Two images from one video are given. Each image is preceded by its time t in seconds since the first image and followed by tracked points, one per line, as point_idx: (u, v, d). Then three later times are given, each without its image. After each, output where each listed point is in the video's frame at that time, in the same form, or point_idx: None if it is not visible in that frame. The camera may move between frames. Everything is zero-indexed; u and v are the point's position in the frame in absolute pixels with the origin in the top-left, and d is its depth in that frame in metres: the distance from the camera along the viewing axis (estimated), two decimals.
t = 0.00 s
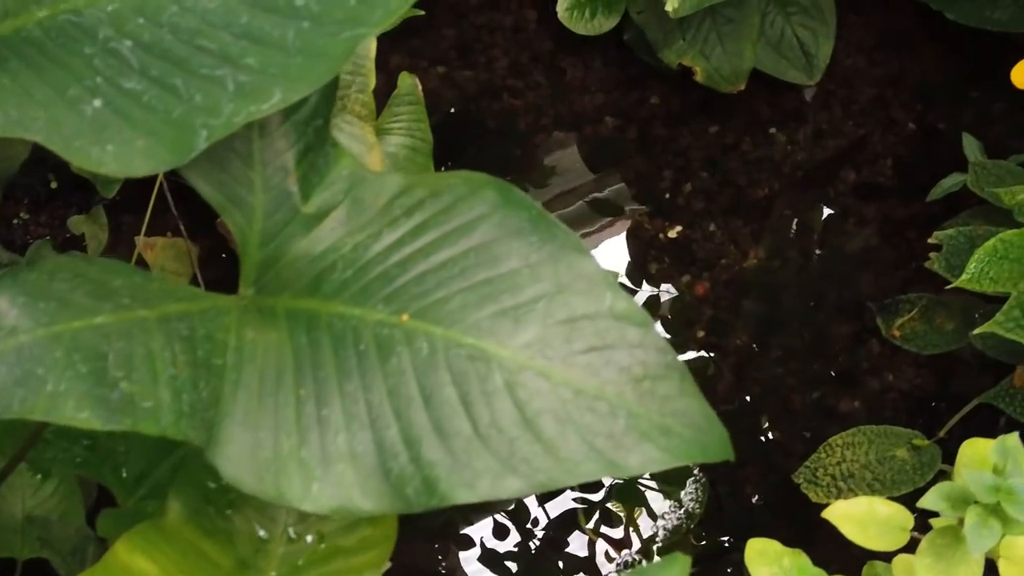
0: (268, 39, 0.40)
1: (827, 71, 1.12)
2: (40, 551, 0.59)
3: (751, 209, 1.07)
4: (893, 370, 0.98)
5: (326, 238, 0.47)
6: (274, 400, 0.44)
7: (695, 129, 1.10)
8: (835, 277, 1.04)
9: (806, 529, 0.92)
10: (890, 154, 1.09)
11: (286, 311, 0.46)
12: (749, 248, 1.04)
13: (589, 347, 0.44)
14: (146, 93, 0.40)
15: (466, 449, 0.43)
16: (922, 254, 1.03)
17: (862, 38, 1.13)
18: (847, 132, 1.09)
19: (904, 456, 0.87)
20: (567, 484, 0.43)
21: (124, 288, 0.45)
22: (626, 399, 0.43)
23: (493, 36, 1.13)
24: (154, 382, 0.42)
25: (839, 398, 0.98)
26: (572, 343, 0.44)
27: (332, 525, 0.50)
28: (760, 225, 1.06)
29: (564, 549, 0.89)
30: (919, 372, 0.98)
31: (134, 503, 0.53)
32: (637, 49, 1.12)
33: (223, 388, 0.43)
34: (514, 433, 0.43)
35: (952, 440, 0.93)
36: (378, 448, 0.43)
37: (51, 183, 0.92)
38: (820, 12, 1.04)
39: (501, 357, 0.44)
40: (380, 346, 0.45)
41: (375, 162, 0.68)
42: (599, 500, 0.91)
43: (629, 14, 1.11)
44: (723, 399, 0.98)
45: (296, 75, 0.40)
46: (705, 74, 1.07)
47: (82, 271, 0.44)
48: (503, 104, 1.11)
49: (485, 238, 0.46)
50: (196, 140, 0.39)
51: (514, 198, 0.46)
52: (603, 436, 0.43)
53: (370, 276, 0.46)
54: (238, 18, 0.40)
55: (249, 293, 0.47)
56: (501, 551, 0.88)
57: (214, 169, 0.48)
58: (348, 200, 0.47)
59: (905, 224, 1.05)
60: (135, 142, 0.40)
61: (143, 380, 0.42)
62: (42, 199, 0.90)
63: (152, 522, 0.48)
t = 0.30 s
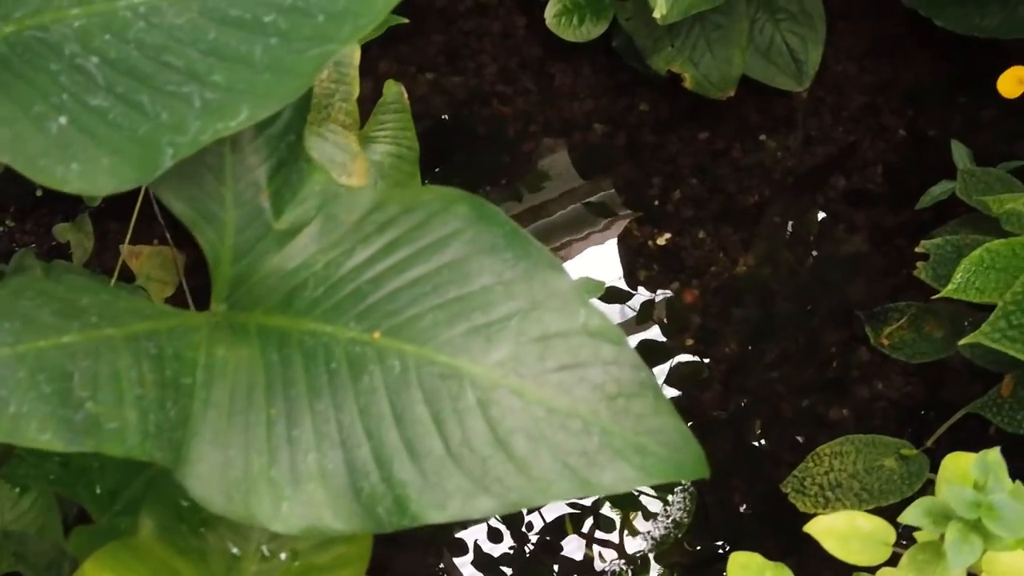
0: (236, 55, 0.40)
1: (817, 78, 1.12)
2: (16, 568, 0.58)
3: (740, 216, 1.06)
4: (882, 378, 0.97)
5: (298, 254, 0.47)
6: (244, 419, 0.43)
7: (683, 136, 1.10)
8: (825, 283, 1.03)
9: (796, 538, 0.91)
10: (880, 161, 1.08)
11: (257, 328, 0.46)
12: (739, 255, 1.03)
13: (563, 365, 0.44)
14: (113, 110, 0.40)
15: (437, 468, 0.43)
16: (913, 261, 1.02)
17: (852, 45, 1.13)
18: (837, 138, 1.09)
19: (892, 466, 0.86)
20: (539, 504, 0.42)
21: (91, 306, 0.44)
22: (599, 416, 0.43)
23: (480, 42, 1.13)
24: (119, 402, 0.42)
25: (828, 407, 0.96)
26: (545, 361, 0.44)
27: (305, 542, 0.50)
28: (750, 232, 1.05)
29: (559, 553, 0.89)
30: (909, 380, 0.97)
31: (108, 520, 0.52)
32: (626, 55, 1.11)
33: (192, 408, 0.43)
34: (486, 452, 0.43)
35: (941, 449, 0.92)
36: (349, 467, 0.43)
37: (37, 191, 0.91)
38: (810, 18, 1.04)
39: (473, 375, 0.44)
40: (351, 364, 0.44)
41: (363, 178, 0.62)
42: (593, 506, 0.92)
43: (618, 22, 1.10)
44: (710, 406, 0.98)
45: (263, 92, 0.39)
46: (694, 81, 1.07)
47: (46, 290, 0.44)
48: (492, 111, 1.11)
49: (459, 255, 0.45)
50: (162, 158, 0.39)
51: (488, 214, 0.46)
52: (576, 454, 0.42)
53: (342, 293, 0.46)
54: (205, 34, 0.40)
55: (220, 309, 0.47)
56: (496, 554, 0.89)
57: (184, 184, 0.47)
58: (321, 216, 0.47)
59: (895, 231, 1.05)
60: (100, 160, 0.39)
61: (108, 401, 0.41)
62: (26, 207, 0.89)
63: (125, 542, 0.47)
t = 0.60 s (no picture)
0: (204, 71, 0.39)
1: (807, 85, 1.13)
2: None
3: (730, 222, 1.06)
4: (872, 386, 0.97)
5: (271, 270, 0.46)
6: (214, 437, 0.43)
7: (673, 142, 1.10)
8: (815, 290, 1.03)
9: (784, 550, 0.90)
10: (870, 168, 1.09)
11: (229, 344, 0.45)
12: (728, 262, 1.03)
13: (537, 382, 0.43)
14: (79, 126, 0.40)
15: (409, 487, 0.42)
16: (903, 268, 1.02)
17: (842, 51, 1.15)
18: (826, 144, 1.10)
19: (881, 475, 0.86)
20: (513, 523, 0.42)
21: (59, 323, 0.44)
22: (573, 434, 0.43)
23: (470, 50, 1.16)
24: (87, 420, 0.41)
25: (819, 416, 0.96)
26: (518, 377, 0.44)
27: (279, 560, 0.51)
28: (741, 239, 1.05)
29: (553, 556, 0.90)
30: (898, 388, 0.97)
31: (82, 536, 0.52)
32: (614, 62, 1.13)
33: (162, 425, 0.43)
34: (459, 470, 0.43)
35: (930, 457, 0.92)
36: (321, 485, 0.42)
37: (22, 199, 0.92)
38: (799, 25, 1.05)
39: (446, 392, 0.43)
40: (324, 382, 0.44)
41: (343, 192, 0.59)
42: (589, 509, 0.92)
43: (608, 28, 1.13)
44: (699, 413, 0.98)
45: (230, 107, 0.39)
46: (683, 88, 1.07)
47: (14, 307, 0.43)
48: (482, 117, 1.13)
49: (433, 271, 0.45)
50: (129, 175, 0.39)
51: (463, 230, 0.45)
52: (550, 472, 0.42)
53: (315, 309, 0.45)
54: (173, 49, 0.40)
55: (193, 324, 0.47)
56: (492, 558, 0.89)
57: (156, 200, 0.47)
58: (295, 231, 0.46)
59: (885, 238, 1.04)
60: (66, 176, 0.39)
61: (75, 421, 0.41)
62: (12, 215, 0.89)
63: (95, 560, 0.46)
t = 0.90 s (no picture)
0: (172, 87, 0.39)
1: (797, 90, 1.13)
2: None
3: (720, 229, 1.07)
4: (861, 394, 0.97)
5: (244, 284, 0.46)
6: (185, 454, 0.43)
7: (663, 148, 1.11)
8: (801, 296, 1.04)
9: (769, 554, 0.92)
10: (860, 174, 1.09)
11: (202, 361, 0.45)
12: (717, 269, 1.05)
13: (511, 399, 0.43)
14: (46, 143, 0.39)
15: (382, 505, 0.42)
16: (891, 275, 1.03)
17: (832, 56, 1.15)
18: (817, 150, 1.10)
19: (869, 484, 0.86)
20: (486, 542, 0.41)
21: (28, 340, 0.44)
22: (548, 451, 0.42)
23: (458, 55, 1.16)
24: (55, 441, 0.42)
25: (806, 423, 0.97)
26: (492, 395, 0.43)
27: None
28: (730, 246, 1.07)
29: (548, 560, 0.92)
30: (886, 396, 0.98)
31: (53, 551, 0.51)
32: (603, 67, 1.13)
33: (132, 444, 0.42)
34: (432, 488, 0.42)
35: (917, 466, 0.92)
36: (292, 504, 0.42)
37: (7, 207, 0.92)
38: (789, 31, 1.05)
39: (419, 410, 0.43)
40: (296, 400, 0.43)
41: (332, 204, 0.63)
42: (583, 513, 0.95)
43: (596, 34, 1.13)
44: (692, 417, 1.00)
45: (198, 122, 0.38)
46: (672, 94, 1.06)
47: None
48: (471, 123, 1.12)
49: (406, 286, 0.45)
50: (96, 192, 0.38)
51: (437, 245, 0.45)
52: (524, 490, 0.42)
53: (288, 325, 0.45)
54: (140, 65, 0.39)
55: (166, 341, 0.46)
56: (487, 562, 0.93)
57: (126, 216, 0.46)
58: (268, 246, 0.46)
59: (875, 245, 1.05)
60: (32, 195, 0.38)
61: (43, 440, 0.42)
62: None
63: None
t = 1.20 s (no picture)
0: (141, 103, 0.39)
1: (788, 95, 1.15)
2: None
3: (710, 235, 1.08)
4: (851, 401, 0.98)
5: (218, 299, 0.46)
6: (156, 472, 0.42)
7: (654, 154, 1.12)
8: (791, 302, 1.04)
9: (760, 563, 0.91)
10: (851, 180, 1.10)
11: (174, 376, 0.45)
12: (707, 275, 1.05)
13: (486, 416, 0.43)
14: (14, 159, 0.39)
15: (354, 523, 0.42)
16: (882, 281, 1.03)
17: (824, 62, 1.16)
18: (807, 156, 1.11)
19: (857, 493, 0.86)
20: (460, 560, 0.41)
21: None
22: (522, 469, 0.42)
23: (449, 61, 1.17)
24: (22, 459, 0.41)
25: (796, 430, 0.97)
26: (467, 412, 0.43)
27: None
28: (721, 252, 1.07)
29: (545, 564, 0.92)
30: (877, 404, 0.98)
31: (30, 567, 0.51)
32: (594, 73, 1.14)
33: (102, 461, 0.42)
34: (406, 505, 0.42)
35: (907, 474, 0.92)
36: (264, 522, 0.42)
37: None
38: (779, 37, 1.05)
39: (393, 427, 0.43)
40: (269, 417, 0.43)
41: (316, 214, 0.63)
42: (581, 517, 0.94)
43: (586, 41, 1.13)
44: (680, 425, 0.99)
45: (168, 139, 0.38)
46: (662, 100, 1.06)
47: None
48: (459, 128, 1.13)
49: (380, 301, 0.44)
50: (64, 209, 0.38)
51: (412, 259, 0.44)
52: (498, 508, 0.41)
53: (261, 340, 0.45)
54: (109, 81, 0.39)
55: (138, 356, 0.46)
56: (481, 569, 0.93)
57: (99, 232, 0.46)
58: (242, 260, 0.46)
59: (866, 251, 1.05)
60: None
61: (9, 460, 0.41)
62: None
63: None
